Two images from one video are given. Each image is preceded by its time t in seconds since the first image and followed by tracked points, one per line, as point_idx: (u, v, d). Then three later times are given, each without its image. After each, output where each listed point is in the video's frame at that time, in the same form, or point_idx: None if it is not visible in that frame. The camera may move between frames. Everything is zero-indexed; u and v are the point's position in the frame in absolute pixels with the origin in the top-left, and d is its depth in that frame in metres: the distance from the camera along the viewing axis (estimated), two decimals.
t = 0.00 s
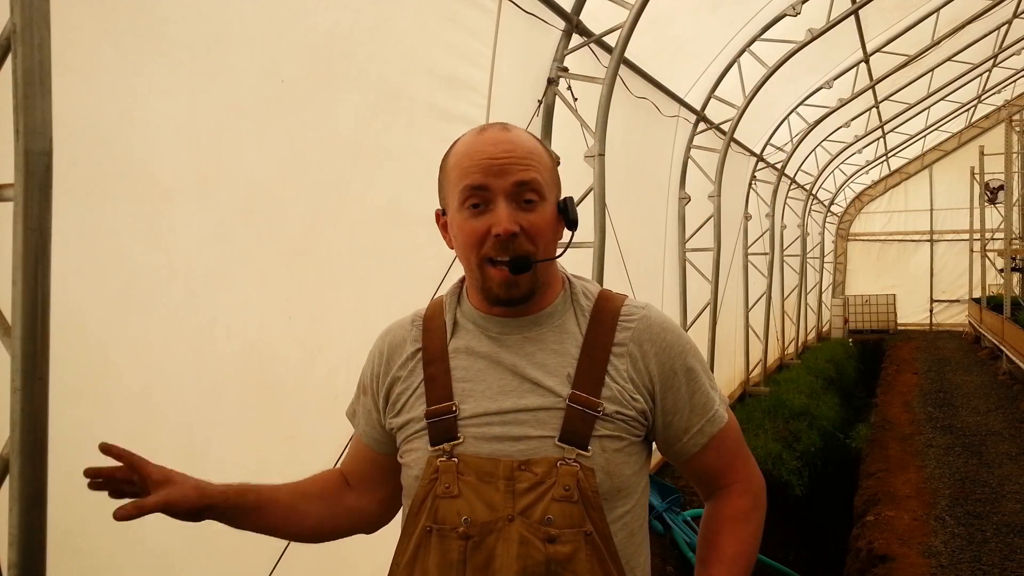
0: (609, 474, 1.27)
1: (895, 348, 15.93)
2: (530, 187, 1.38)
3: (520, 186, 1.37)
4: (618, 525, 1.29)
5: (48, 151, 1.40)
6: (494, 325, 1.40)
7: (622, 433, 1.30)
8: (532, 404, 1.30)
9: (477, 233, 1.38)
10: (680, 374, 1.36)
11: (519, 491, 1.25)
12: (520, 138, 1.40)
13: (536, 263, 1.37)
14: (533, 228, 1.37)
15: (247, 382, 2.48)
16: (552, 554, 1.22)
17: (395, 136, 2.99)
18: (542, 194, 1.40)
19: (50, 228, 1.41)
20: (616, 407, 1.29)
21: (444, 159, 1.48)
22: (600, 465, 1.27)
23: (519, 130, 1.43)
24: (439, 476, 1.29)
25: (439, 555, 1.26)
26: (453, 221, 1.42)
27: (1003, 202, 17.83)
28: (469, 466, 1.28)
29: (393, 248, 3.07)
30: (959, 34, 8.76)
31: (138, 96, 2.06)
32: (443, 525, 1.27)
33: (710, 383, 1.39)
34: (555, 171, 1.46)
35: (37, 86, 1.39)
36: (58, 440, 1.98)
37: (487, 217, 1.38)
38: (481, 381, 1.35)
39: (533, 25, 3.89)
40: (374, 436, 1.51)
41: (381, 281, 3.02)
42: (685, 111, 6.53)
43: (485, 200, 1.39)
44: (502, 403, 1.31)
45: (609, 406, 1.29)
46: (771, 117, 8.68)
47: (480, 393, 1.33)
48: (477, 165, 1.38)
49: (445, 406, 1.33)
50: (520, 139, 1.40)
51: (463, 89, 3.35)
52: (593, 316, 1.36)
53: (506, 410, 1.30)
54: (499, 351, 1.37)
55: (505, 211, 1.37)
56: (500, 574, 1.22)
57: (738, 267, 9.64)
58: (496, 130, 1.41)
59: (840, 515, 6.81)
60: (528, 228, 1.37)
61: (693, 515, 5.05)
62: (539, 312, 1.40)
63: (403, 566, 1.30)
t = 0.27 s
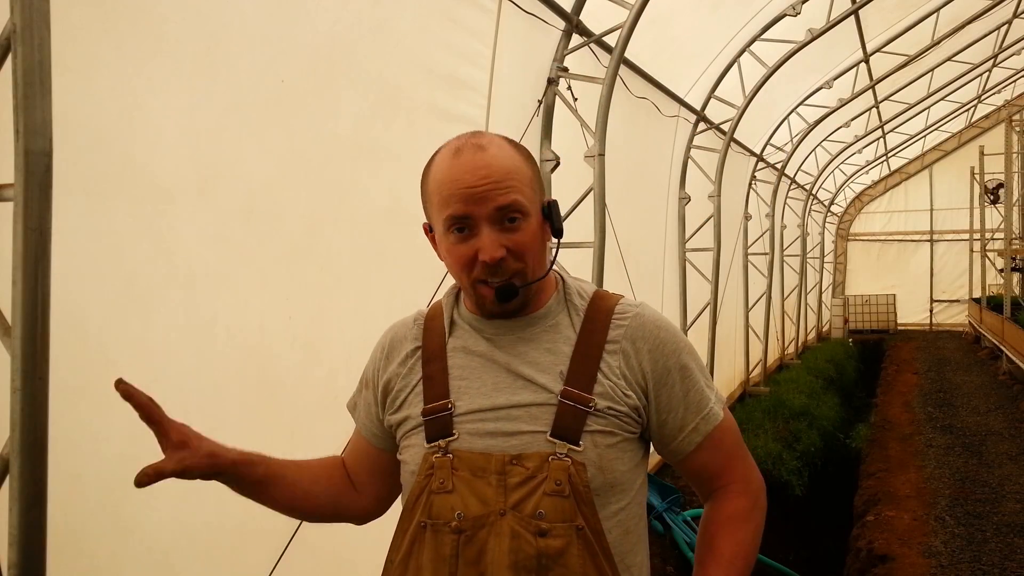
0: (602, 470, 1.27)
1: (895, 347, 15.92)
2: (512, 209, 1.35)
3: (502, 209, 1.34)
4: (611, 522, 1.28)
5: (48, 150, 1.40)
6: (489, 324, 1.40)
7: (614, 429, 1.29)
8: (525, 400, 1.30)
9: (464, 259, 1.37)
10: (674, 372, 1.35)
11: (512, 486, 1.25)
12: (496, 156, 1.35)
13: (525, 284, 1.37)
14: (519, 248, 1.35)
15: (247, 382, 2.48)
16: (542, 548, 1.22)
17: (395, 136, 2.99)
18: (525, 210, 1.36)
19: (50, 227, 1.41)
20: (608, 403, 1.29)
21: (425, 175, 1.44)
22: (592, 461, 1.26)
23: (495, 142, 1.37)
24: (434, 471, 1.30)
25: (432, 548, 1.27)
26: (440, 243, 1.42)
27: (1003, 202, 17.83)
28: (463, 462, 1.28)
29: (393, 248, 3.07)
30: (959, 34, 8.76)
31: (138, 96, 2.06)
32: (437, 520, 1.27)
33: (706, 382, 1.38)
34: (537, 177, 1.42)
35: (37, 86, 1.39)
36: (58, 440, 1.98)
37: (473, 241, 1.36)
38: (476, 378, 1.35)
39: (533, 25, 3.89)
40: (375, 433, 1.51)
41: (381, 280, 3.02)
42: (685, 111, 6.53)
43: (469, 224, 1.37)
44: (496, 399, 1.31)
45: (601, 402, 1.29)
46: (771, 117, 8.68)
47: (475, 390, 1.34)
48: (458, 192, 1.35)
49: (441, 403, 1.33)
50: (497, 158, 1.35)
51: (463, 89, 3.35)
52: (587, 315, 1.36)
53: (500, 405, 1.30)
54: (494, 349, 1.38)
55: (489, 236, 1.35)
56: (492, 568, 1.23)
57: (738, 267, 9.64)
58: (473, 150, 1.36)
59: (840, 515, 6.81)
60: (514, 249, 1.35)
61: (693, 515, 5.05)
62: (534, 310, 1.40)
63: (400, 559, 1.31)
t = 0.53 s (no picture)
0: (598, 473, 1.26)
1: (895, 347, 15.92)
2: (522, 190, 1.38)
3: (512, 188, 1.37)
4: (608, 525, 1.28)
5: (48, 151, 1.40)
6: (488, 326, 1.41)
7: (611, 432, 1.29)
8: (521, 403, 1.30)
9: (468, 231, 1.39)
10: (673, 375, 1.35)
11: (507, 488, 1.26)
12: (515, 141, 1.40)
13: (524, 263, 1.37)
14: (523, 228, 1.37)
15: (247, 383, 2.48)
16: (537, 551, 1.21)
17: (395, 136, 2.99)
18: (535, 196, 1.39)
19: (50, 228, 1.41)
20: (606, 406, 1.29)
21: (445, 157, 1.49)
22: (588, 464, 1.26)
23: (517, 134, 1.43)
24: (430, 472, 1.30)
25: (428, 549, 1.27)
26: (448, 219, 1.44)
27: (1003, 202, 17.83)
28: (458, 463, 1.29)
29: (393, 249, 3.07)
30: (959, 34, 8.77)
31: (138, 96, 2.06)
32: (433, 520, 1.28)
33: (706, 386, 1.38)
34: (552, 176, 1.45)
35: (37, 86, 1.39)
36: (57, 440, 1.99)
37: (479, 216, 1.39)
38: (473, 380, 1.35)
39: (533, 25, 3.89)
40: (381, 444, 1.51)
41: (381, 281, 3.02)
42: (685, 111, 6.53)
43: (478, 199, 1.39)
44: (493, 401, 1.31)
45: (598, 405, 1.28)
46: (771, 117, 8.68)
47: (472, 392, 1.34)
48: (471, 165, 1.39)
49: (437, 404, 1.34)
50: (516, 143, 1.40)
51: (462, 89, 3.35)
52: (586, 318, 1.37)
53: (496, 408, 1.30)
54: (491, 352, 1.38)
55: (496, 211, 1.37)
56: (487, 569, 1.23)
57: (738, 267, 9.63)
58: (493, 133, 1.41)
59: (840, 515, 6.81)
60: (518, 228, 1.36)
61: (693, 515, 5.05)
62: (532, 312, 1.40)
63: (397, 559, 1.31)
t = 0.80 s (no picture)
0: (600, 473, 1.27)
1: (895, 348, 15.92)
2: (527, 180, 1.39)
3: (517, 178, 1.38)
4: (611, 524, 1.28)
5: (47, 151, 1.40)
6: (488, 324, 1.41)
7: (613, 431, 1.29)
8: (523, 403, 1.30)
9: (473, 220, 1.39)
10: (675, 375, 1.35)
11: (510, 489, 1.26)
12: (521, 135, 1.42)
13: (528, 251, 1.37)
14: (527, 218, 1.37)
15: (247, 383, 2.48)
16: (541, 551, 1.22)
17: (395, 136, 2.99)
18: (539, 188, 1.41)
19: (50, 228, 1.41)
20: (607, 406, 1.29)
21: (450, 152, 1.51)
22: (591, 464, 1.26)
23: (523, 130, 1.45)
24: (432, 473, 1.30)
25: (432, 549, 1.28)
26: (451, 210, 1.44)
27: (1003, 202, 17.83)
28: (460, 463, 1.29)
29: (393, 249, 3.07)
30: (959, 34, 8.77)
31: (138, 96, 2.06)
32: (437, 521, 1.28)
33: (707, 384, 1.38)
34: (556, 172, 1.47)
35: (37, 86, 1.39)
36: (57, 440, 1.99)
37: (484, 205, 1.39)
38: (474, 380, 1.35)
39: (533, 25, 3.89)
40: (376, 442, 1.51)
41: (381, 281, 3.02)
42: (685, 111, 6.53)
43: (484, 189, 1.40)
44: (494, 402, 1.31)
45: (600, 405, 1.28)
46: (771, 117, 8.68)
47: (473, 393, 1.34)
48: (477, 154, 1.40)
49: (437, 405, 1.33)
50: (522, 136, 1.42)
51: (462, 89, 3.34)
52: (587, 317, 1.36)
53: (498, 409, 1.30)
54: (492, 350, 1.38)
55: (501, 199, 1.38)
56: (492, 569, 1.24)
57: (738, 267, 9.63)
58: (500, 127, 1.43)
59: (840, 515, 6.81)
60: (523, 218, 1.37)
61: (693, 515, 5.05)
62: (533, 310, 1.40)
63: (401, 559, 1.32)
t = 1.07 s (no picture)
0: (606, 473, 1.26)
1: (896, 348, 15.91)
2: (528, 182, 1.39)
3: (519, 181, 1.38)
4: (616, 525, 1.28)
5: (46, 150, 1.40)
6: (491, 325, 1.40)
7: (618, 432, 1.28)
8: (529, 404, 1.30)
9: (475, 224, 1.38)
10: (678, 376, 1.35)
11: (515, 490, 1.25)
12: (521, 136, 1.42)
13: (532, 254, 1.37)
14: (530, 221, 1.37)
15: (247, 383, 2.47)
16: (547, 551, 1.21)
17: (395, 137, 2.99)
18: (541, 190, 1.40)
19: (49, 227, 1.41)
20: (613, 407, 1.28)
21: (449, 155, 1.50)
22: (596, 464, 1.26)
23: (523, 131, 1.44)
24: (436, 474, 1.30)
25: (436, 550, 1.26)
26: (453, 214, 1.43)
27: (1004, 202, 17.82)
28: (465, 464, 1.28)
29: (393, 248, 3.07)
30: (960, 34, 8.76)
31: (138, 95, 2.05)
32: (441, 522, 1.27)
33: (710, 385, 1.38)
34: (556, 172, 1.47)
35: (36, 85, 1.38)
36: (57, 441, 1.98)
37: (486, 208, 1.38)
38: (478, 381, 1.35)
39: (533, 25, 3.88)
40: (377, 444, 1.50)
41: (381, 281, 3.02)
42: (685, 111, 6.53)
43: (485, 193, 1.39)
44: (498, 403, 1.31)
45: (605, 405, 1.28)
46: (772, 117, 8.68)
47: (477, 394, 1.33)
48: (479, 157, 1.39)
49: (441, 405, 1.33)
50: (522, 137, 1.42)
51: (462, 89, 3.34)
52: (590, 318, 1.36)
53: (503, 410, 1.30)
54: (495, 352, 1.37)
55: (503, 203, 1.37)
56: (496, 570, 1.22)
57: (739, 267, 9.63)
58: (500, 128, 1.42)
59: (841, 515, 6.80)
60: (526, 221, 1.37)
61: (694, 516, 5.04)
62: (536, 311, 1.40)
63: (403, 563, 1.30)
